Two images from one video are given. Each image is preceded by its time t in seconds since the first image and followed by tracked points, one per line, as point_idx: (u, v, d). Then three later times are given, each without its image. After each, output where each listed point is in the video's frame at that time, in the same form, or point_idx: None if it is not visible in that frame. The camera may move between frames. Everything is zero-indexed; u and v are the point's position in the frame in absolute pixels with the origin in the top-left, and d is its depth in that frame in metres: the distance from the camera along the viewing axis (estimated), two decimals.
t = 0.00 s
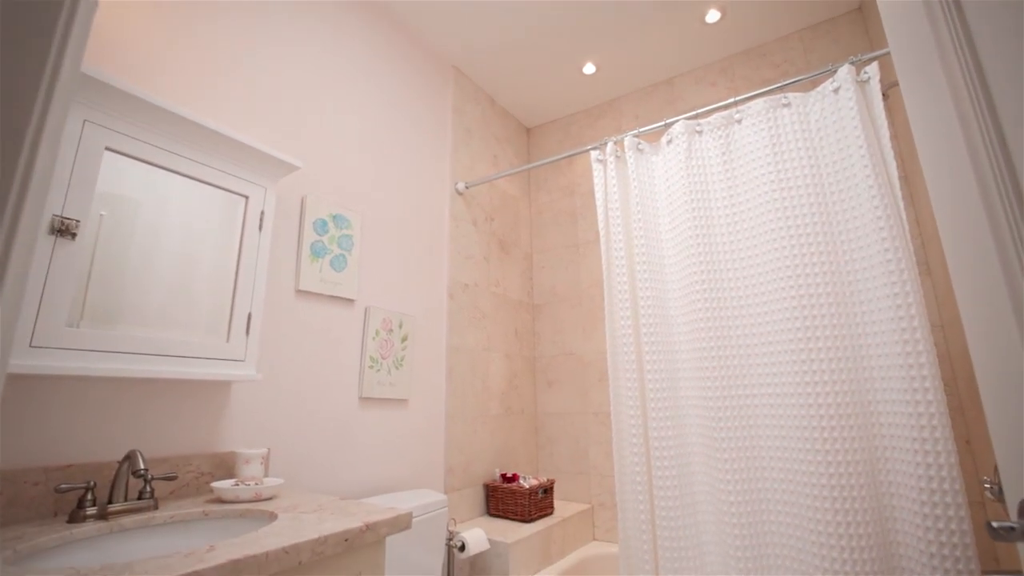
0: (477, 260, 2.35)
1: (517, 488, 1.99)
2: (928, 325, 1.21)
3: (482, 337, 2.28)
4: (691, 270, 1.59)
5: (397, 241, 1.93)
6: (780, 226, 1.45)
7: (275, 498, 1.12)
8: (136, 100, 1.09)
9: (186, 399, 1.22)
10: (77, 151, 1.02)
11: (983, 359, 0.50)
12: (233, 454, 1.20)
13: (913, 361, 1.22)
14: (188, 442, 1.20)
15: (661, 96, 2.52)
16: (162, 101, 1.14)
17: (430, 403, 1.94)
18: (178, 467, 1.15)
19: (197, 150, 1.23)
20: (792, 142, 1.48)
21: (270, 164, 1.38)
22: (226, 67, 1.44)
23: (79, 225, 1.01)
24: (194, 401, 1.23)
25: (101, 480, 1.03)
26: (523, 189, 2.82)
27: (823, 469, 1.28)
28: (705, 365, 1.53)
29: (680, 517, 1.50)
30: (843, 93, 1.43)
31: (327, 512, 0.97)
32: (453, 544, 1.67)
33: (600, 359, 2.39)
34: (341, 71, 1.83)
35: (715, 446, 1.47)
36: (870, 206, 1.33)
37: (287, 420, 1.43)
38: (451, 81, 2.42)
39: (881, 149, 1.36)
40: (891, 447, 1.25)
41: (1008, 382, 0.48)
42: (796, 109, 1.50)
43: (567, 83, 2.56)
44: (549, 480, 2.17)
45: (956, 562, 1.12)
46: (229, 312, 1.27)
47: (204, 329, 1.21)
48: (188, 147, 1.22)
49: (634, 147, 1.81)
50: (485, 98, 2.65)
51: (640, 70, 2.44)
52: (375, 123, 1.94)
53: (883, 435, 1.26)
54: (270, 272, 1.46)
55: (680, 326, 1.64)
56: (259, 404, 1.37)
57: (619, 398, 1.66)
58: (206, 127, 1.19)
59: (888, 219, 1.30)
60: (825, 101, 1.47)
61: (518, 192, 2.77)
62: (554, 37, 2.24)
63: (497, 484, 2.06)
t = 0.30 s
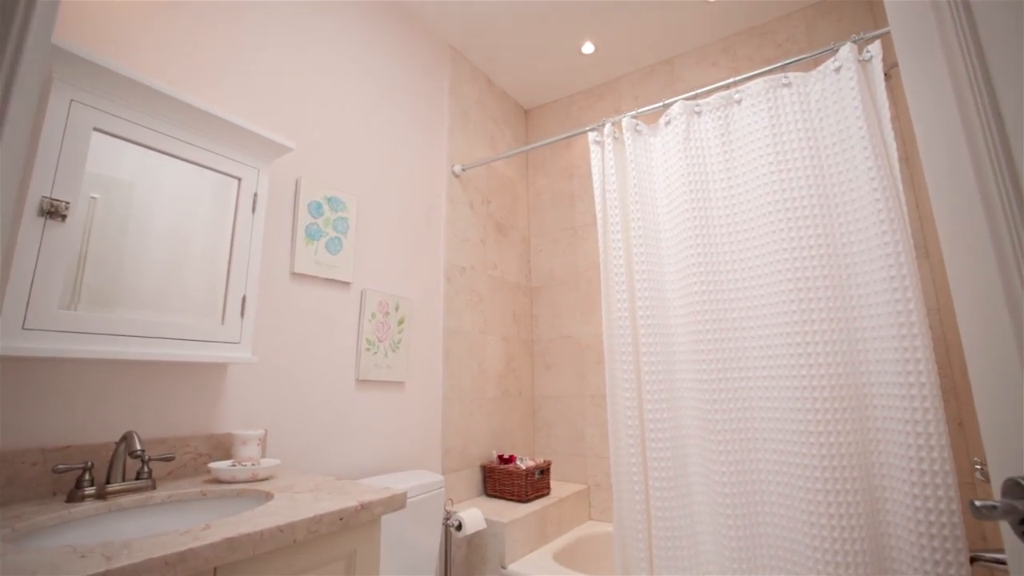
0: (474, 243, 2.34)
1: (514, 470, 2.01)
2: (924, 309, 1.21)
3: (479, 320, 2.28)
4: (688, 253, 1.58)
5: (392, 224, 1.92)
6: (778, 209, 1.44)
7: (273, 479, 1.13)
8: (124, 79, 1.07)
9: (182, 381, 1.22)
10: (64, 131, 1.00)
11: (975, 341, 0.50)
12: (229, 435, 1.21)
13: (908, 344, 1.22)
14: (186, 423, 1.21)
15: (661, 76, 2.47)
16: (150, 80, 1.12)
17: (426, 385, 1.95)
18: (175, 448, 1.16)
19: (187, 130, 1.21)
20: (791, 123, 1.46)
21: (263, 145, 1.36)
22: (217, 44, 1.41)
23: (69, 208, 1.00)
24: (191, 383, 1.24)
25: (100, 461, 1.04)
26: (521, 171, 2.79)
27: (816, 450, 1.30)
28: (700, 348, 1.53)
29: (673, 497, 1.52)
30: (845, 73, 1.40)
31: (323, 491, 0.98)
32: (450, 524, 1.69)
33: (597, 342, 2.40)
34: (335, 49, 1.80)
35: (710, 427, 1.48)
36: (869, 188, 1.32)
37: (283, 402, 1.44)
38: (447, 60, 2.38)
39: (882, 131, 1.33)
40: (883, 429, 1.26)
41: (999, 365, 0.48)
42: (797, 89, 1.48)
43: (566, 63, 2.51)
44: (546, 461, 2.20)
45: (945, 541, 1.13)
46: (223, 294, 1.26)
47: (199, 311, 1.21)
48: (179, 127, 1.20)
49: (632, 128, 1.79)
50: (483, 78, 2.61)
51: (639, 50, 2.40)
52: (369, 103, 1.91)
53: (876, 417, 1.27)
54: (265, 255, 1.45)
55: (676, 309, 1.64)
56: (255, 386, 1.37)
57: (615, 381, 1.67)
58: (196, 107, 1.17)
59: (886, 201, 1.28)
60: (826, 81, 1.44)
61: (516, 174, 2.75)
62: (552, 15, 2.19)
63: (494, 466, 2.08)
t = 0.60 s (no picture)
0: (471, 224, 2.33)
1: (510, 450, 2.04)
2: (919, 291, 1.20)
3: (476, 301, 2.28)
4: (685, 235, 1.57)
5: (388, 205, 1.90)
6: (776, 190, 1.43)
7: (270, 458, 1.14)
8: (109, 56, 1.04)
9: (177, 362, 1.23)
10: (50, 109, 0.99)
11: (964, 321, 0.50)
12: (226, 416, 1.22)
13: (902, 326, 1.22)
14: (182, 404, 1.22)
15: (661, 55, 2.43)
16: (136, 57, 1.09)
17: (423, 366, 1.96)
18: (172, 429, 1.17)
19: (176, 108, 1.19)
20: (791, 103, 1.44)
21: (254, 125, 1.34)
22: (206, 20, 1.38)
23: (58, 187, 0.99)
24: (187, 365, 1.24)
25: (97, 441, 1.05)
26: (519, 152, 2.76)
27: (808, 430, 1.31)
28: (696, 330, 1.53)
29: (667, 476, 1.54)
30: (846, 50, 1.37)
31: (318, 471, 0.99)
32: (447, 503, 1.72)
33: (595, 324, 2.41)
34: (328, 25, 1.75)
35: (704, 408, 1.50)
36: (867, 169, 1.30)
37: (280, 383, 1.45)
38: (443, 38, 2.32)
39: (882, 110, 1.31)
40: (876, 410, 1.26)
41: (987, 345, 0.48)
42: (797, 67, 1.45)
43: (564, 41, 2.46)
44: (542, 442, 2.22)
45: (933, 520, 1.15)
46: (217, 276, 1.26)
47: (192, 293, 1.21)
48: (168, 106, 1.18)
49: (630, 108, 1.76)
50: (479, 56, 2.56)
51: (640, 27, 2.35)
52: (364, 81, 1.87)
53: (868, 399, 1.28)
54: (259, 237, 1.44)
55: (673, 291, 1.64)
56: (252, 367, 1.38)
57: (611, 364, 1.68)
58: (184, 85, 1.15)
59: (885, 182, 1.27)
60: (827, 59, 1.41)
61: (514, 155, 2.71)
62: None
63: (491, 446, 2.11)
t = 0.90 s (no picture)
0: (469, 206, 2.31)
1: (508, 430, 2.06)
2: (917, 272, 1.19)
3: (474, 283, 2.28)
4: (683, 217, 1.56)
5: (385, 186, 1.89)
6: (776, 171, 1.41)
7: (268, 437, 1.15)
8: (96, 31, 1.02)
9: (175, 343, 1.23)
10: (36, 86, 0.97)
11: (953, 298, 0.49)
12: (224, 396, 1.23)
13: (898, 308, 1.21)
14: (180, 385, 1.23)
15: (662, 33, 2.38)
16: (123, 33, 1.07)
17: (421, 348, 1.97)
18: (171, 409, 1.18)
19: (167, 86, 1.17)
20: (793, 81, 1.41)
21: (247, 103, 1.32)
22: None
23: (48, 167, 0.97)
24: (184, 346, 1.25)
25: (96, 421, 1.06)
26: (517, 132, 2.72)
27: (802, 411, 1.32)
28: (693, 312, 1.54)
29: (662, 455, 1.56)
30: (851, 27, 1.34)
31: (316, 450, 1.00)
32: (445, 482, 1.74)
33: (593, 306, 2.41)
34: None
35: (699, 389, 1.51)
36: (868, 149, 1.28)
37: (278, 363, 1.45)
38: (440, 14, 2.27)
39: (886, 89, 1.29)
40: (870, 391, 1.27)
41: (975, 325, 0.48)
42: (800, 44, 1.42)
43: (563, 18, 2.41)
44: (540, 422, 2.24)
45: (923, 498, 1.16)
46: (212, 257, 1.25)
47: (188, 274, 1.20)
48: (157, 83, 1.16)
49: (629, 87, 1.74)
50: (477, 34, 2.50)
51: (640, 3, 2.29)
52: (359, 59, 1.84)
53: (863, 380, 1.28)
54: (253, 218, 1.43)
55: (670, 273, 1.64)
56: (249, 347, 1.39)
57: (607, 345, 1.68)
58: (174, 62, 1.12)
59: (886, 163, 1.25)
60: (831, 36, 1.38)
61: (512, 135, 2.68)
62: None
63: (489, 427, 2.13)
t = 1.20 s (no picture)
0: (467, 185, 2.28)
1: (506, 409, 2.08)
2: (915, 252, 1.19)
3: (472, 263, 2.27)
4: (682, 197, 1.55)
5: (381, 165, 1.86)
6: (776, 150, 1.39)
7: (266, 416, 1.16)
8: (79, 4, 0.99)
9: (171, 323, 1.23)
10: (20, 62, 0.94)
11: (952, 278, 0.49)
12: (222, 376, 1.23)
13: (895, 288, 1.21)
14: (178, 364, 1.23)
15: (664, 7, 2.32)
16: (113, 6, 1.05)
17: (419, 328, 1.97)
18: (169, 388, 1.18)
19: (156, 62, 1.14)
20: (795, 57, 1.38)
21: (238, 80, 1.29)
22: None
23: (35, 145, 0.96)
24: (180, 326, 1.25)
25: (94, 400, 1.06)
26: (516, 111, 2.68)
27: (796, 390, 1.33)
28: (690, 292, 1.53)
29: (657, 433, 1.58)
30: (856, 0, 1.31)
31: (313, 428, 1.01)
32: (443, 460, 1.77)
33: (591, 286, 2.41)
34: None
35: (695, 369, 1.52)
36: (870, 127, 1.26)
37: (274, 343, 1.46)
38: None
39: (889, 65, 1.26)
40: (865, 371, 1.27)
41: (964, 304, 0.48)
42: (803, 18, 1.38)
43: None
44: (538, 402, 2.26)
45: (913, 475, 1.18)
46: (207, 237, 1.24)
47: (182, 254, 1.20)
48: (146, 59, 1.13)
49: (628, 64, 1.70)
50: (474, 9, 2.44)
51: None
52: (352, 34, 1.79)
53: (858, 360, 1.29)
54: (247, 197, 1.42)
55: (668, 253, 1.63)
56: (246, 328, 1.39)
57: (604, 325, 1.68)
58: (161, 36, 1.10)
59: (888, 141, 1.23)
60: (835, 9, 1.35)
61: (510, 114, 2.63)
62: None
63: (488, 406, 2.15)
